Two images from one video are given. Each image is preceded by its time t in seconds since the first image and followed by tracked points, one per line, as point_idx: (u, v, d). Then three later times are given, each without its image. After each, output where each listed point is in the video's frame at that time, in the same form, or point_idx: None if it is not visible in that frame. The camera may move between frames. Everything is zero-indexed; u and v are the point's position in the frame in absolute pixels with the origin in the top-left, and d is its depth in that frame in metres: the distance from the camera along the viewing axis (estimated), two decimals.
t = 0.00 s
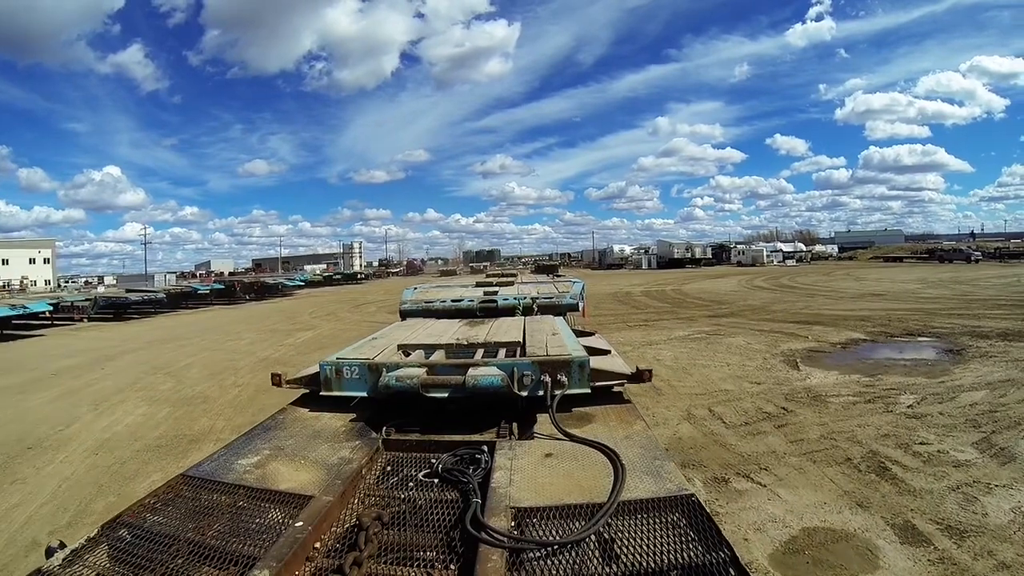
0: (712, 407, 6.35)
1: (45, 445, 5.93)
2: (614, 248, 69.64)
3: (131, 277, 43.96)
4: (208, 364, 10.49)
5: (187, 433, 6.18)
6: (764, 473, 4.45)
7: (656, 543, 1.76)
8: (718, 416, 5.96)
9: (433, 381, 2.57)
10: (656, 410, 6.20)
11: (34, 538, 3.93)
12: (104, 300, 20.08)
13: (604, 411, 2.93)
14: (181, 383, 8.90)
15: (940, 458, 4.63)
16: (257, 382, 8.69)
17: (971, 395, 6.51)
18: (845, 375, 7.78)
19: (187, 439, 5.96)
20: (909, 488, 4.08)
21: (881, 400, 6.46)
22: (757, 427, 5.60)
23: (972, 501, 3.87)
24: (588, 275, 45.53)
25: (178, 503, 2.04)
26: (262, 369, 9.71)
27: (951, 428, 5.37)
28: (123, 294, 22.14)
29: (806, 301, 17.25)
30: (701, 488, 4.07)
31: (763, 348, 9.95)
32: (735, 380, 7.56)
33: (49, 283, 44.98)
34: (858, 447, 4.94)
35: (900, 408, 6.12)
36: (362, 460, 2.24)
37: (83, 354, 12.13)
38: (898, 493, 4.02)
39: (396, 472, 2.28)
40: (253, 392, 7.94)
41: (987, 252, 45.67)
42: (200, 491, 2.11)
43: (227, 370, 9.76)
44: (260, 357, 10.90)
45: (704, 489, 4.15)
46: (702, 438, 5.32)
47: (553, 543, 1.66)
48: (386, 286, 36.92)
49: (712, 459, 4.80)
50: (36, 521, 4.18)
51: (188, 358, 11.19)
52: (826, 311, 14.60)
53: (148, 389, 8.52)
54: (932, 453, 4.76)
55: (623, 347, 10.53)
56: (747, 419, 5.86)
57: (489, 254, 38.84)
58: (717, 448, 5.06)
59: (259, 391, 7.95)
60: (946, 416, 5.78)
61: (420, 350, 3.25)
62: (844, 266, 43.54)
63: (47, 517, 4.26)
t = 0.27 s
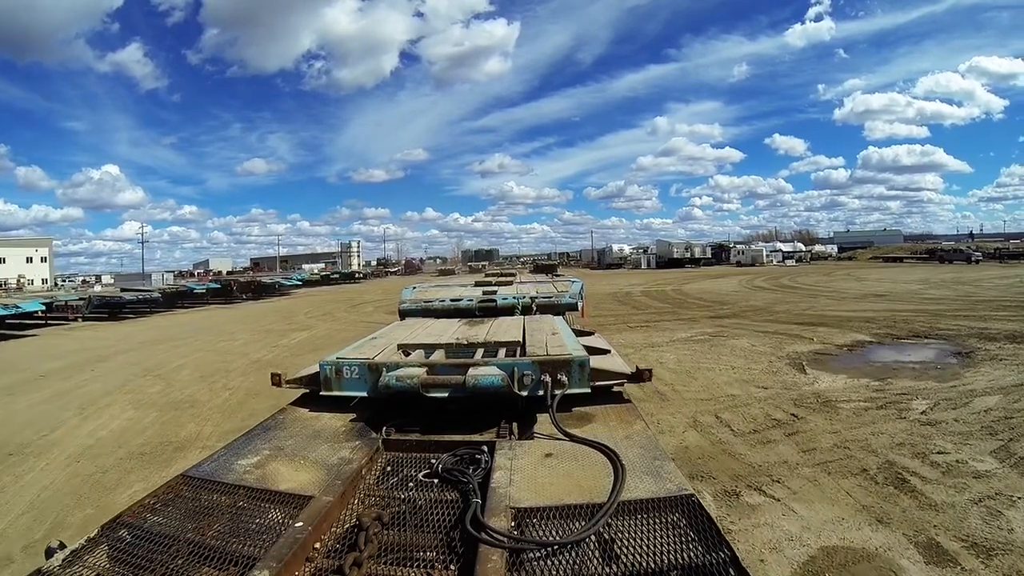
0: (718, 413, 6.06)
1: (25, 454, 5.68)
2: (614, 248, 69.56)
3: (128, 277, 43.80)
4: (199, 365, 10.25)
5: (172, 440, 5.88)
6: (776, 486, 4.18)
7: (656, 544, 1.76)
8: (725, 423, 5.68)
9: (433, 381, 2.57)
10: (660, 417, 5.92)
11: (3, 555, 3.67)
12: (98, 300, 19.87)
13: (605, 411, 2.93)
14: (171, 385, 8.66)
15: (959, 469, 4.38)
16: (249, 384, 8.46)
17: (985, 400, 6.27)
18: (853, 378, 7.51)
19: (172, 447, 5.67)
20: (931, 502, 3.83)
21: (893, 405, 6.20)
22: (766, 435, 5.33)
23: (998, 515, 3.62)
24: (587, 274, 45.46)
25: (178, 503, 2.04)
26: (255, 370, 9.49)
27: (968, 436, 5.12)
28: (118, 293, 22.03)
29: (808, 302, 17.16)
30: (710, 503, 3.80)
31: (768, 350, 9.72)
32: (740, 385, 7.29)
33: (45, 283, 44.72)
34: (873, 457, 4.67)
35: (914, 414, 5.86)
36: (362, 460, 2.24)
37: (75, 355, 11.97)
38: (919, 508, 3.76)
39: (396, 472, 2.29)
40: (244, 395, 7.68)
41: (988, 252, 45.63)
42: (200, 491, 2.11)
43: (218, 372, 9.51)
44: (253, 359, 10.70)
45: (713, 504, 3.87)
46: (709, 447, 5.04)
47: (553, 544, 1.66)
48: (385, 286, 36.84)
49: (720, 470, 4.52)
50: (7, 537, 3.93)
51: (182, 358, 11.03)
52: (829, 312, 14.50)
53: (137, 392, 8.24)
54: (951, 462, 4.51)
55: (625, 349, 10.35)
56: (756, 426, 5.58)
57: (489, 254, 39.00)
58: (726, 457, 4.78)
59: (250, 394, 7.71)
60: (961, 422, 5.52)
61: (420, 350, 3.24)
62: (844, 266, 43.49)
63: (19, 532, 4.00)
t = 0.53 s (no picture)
0: (728, 421, 5.81)
1: (1, 462, 5.38)
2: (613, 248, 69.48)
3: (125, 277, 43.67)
4: (189, 367, 9.98)
5: (153, 450, 5.57)
6: (794, 503, 3.93)
7: (656, 544, 1.76)
8: (736, 433, 5.43)
9: (433, 381, 2.56)
10: (668, 426, 5.65)
11: None
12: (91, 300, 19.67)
13: (604, 411, 2.94)
14: (159, 388, 8.38)
15: (984, 482, 4.16)
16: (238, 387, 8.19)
17: (1003, 406, 6.06)
18: (865, 384, 7.26)
19: (153, 457, 5.38)
20: (959, 521, 3.60)
21: (909, 413, 5.97)
22: (780, 445, 5.08)
23: None
24: (587, 274, 45.39)
25: (178, 503, 2.04)
26: (246, 373, 9.22)
27: (990, 446, 4.90)
28: (112, 294, 21.92)
29: (810, 303, 17.05)
30: (724, 524, 3.56)
31: (775, 354, 9.47)
32: (749, 391, 7.02)
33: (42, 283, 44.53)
34: (894, 469, 4.44)
35: (932, 422, 5.63)
36: (362, 460, 2.24)
37: (67, 357, 11.80)
38: (947, 527, 3.53)
39: (396, 472, 2.29)
40: (233, 400, 7.42)
41: (988, 253, 45.62)
42: (200, 491, 2.10)
43: (207, 375, 9.18)
44: (245, 360, 10.47)
45: (727, 523, 3.63)
46: (721, 459, 4.79)
47: (554, 544, 1.66)
48: (383, 287, 36.76)
49: (733, 484, 4.27)
50: None
51: (173, 359, 10.84)
52: (832, 314, 14.39)
53: (123, 395, 7.96)
54: (975, 475, 4.28)
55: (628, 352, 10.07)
56: (768, 436, 5.33)
57: (485, 254, 39.26)
58: (739, 471, 4.54)
59: (239, 399, 7.44)
60: (981, 431, 5.30)
61: (420, 350, 3.24)
62: (845, 266, 43.44)
63: None
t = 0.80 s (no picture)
0: (736, 427, 5.50)
1: None
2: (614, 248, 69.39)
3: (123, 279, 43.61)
4: (181, 371, 9.76)
5: (136, 459, 5.32)
6: (811, 517, 3.64)
7: (656, 543, 1.76)
8: (745, 440, 5.12)
9: (433, 381, 2.56)
10: (675, 433, 5.33)
11: None
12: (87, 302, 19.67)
13: (605, 410, 2.94)
14: (149, 393, 8.15)
15: (1012, 493, 3.87)
16: (230, 391, 7.96)
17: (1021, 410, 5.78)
18: (877, 387, 6.94)
19: (137, 466, 5.14)
20: (989, 537, 3.32)
21: (925, 417, 5.68)
22: (792, 452, 4.77)
23: None
24: (588, 275, 45.28)
25: (177, 503, 2.04)
26: (238, 378, 8.93)
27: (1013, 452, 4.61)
28: (108, 296, 21.85)
29: (814, 303, 16.90)
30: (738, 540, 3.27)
31: (783, 356, 9.14)
32: (757, 395, 6.69)
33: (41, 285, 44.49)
34: (915, 479, 4.14)
35: (950, 427, 5.33)
36: (362, 460, 2.24)
37: (60, 360, 11.68)
38: (977, 544, 3.25)
39: (396, 471, 2.29)
40: (223, 405, 7.19)
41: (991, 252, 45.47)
42: (200, 491, 2.10)
43: (198, 380, 8.90)
44: (238, 363, 10.24)
45: (741, 540, 3.34)
46: (731, 468, 4.48)
47: (553, 543, 1.66)
48: (383, 288, 36.70)
49: (745, 496, 3.97)
50: None
51: (167, 363, 10.68)
52: (838, 315, 14.25)
53: (110, 400, 7.73)
54: (1001, 485, 3.99)
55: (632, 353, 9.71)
56: (779, 442, 5.02)
57: (485, 254, 39.18)
58: (751, 481, 4.23)
59: (230, 404, 7.21)
60: (1002, 436, 5.00)
61: (420, 350, 3.24)
62: (847, 266, 43.34)
63: None
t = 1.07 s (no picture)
0: (749, 438, 5.23)
1: None
2: (616, 247, 69.30)
3: (123, 276, 43.61)
4: (172, 372, 9.52)
5: (116, 467, 5.11)
6: (834, 541, 3.40)
7: (656, 544, 1.76)
8: (759, 453, 4.86)
9: (433, 381, 2.56)
10: (684, 446, 5.06)
11: None
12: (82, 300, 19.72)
13: (605, 411, 2.93)
14: (137, 395, 7.91)
15: None
16: (219, 394, 7.71)
17: None
18: (892, 395, 6.64)
19: (115, 476, 4.91)
20: None
21: (945, 428, 5.43)
22: (810, 468, 4.51)
23: None
24: (589, 274, 45.21)
25: (178, 503, 2.04)
26: (228, 380, 8.60)
27: None
28: (104, 294, 21.81)
29: (819, 305, 16.70)
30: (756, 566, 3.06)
31: (792, 361, 8.80)
32: (768, 403, 6.39)
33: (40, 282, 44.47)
34: (941, 499, 3.90)
35: (973, 439, 5.07)
36: (362, 460, 2.24)
37: (52, 359, 11.53)
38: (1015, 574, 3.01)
39: (397, 471, 2.29)
40: (212, 408, 6.95)
41: (995, 254, 45.27)
42: (200, 491, 2.10)
43: (187, 382, 8.59)
44: (231, 364, 10.03)
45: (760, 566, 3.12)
46: (746, 486, 4.24)
47: (554, 544, 1.66)
48: (383, 287, 36.66)
49: (762, 517, 3.74)
50: None
51: (158, 363, 10.48)
52: (844, 318, 14.06)
53: (96, 404, 7.47)
54: None
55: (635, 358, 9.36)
56: (795, 456, 4.76)
57: (484, 253, 39.26)
58: (767, 500, 3.99)
59: (218, 407, 6.96)
60: None
61: (420, 350, 3.24)
62: (850, 267, 43.17)
63: None
